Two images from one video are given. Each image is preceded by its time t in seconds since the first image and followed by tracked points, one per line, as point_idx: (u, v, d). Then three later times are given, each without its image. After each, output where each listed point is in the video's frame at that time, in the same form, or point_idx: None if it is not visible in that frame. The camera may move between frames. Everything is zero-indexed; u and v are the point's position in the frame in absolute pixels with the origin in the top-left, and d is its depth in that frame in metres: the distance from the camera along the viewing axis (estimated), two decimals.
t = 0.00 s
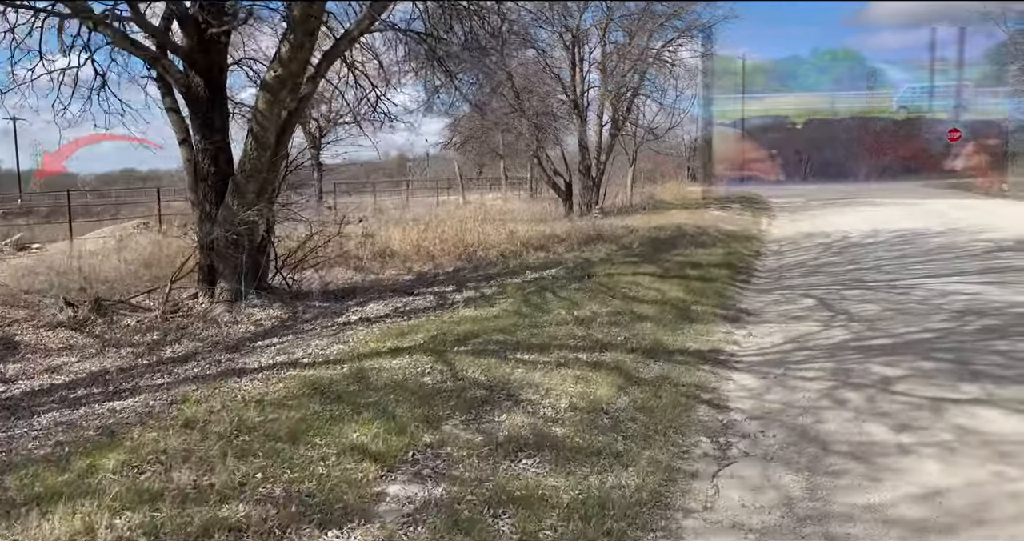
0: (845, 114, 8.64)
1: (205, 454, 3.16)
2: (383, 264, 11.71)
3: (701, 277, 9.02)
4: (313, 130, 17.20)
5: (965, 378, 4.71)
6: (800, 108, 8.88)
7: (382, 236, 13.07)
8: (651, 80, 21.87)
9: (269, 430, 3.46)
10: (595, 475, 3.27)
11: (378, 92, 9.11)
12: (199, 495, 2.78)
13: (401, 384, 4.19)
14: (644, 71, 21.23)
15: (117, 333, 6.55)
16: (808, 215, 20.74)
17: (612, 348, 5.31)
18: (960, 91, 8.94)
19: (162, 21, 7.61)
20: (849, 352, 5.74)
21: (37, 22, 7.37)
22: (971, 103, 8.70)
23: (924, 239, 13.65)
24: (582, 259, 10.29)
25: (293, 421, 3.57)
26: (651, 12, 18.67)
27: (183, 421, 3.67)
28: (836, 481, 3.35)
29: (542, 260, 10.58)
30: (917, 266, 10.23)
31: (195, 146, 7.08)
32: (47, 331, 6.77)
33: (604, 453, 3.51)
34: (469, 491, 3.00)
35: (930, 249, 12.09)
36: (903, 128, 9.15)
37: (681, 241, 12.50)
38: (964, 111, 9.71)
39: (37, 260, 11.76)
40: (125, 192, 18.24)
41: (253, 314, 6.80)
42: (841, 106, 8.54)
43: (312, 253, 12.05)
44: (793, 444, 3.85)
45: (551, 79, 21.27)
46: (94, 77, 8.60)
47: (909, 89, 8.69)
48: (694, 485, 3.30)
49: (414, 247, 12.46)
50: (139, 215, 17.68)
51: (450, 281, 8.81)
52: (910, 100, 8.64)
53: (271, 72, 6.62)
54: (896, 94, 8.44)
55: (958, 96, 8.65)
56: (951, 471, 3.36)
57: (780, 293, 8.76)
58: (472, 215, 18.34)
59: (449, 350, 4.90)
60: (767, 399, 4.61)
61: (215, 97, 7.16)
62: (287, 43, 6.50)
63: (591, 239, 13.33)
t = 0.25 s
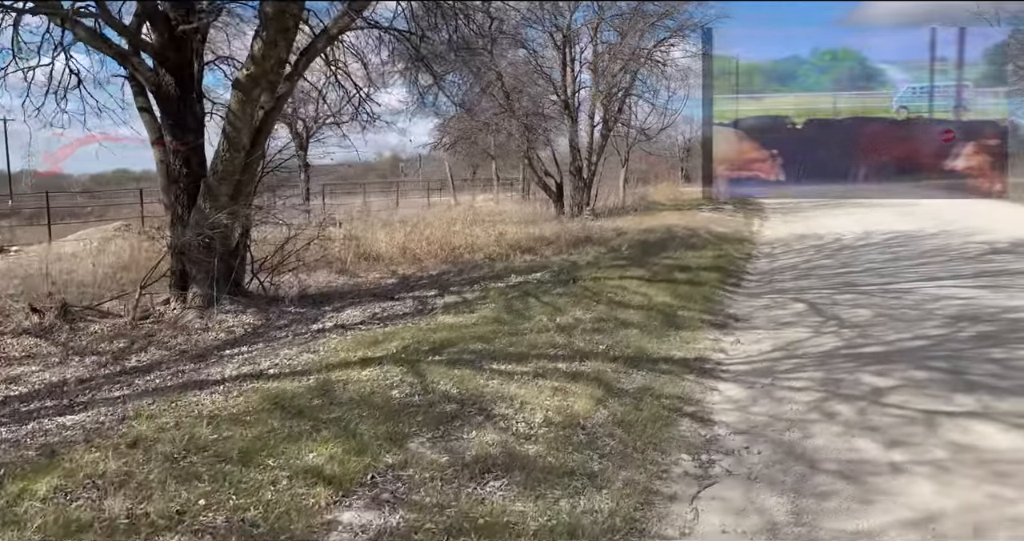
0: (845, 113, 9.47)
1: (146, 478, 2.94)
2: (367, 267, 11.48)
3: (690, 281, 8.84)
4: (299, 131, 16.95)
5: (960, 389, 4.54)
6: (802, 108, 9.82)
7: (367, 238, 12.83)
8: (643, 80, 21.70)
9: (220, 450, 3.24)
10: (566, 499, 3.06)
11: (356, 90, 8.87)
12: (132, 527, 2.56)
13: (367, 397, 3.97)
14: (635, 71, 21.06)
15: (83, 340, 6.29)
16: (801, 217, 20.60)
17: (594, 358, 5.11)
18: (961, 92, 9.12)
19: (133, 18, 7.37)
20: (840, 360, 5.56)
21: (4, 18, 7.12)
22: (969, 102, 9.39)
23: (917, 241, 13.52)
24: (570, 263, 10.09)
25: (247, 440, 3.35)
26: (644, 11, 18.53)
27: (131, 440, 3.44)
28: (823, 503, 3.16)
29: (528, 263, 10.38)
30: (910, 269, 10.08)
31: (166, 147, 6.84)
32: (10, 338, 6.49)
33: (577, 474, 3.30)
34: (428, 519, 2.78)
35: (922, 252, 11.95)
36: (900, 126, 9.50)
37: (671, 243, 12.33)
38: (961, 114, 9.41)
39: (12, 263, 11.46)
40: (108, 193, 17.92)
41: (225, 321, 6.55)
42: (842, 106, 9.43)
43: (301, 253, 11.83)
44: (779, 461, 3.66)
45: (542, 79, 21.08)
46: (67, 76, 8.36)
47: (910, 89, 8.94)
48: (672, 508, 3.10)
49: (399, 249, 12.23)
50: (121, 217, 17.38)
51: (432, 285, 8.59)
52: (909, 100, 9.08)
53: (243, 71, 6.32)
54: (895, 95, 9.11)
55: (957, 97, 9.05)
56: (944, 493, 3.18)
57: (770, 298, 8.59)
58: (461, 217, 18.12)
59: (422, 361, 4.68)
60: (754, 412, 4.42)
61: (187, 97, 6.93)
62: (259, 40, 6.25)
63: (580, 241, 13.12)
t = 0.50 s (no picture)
0: (845, 113, 9.46)
1: (77, 508, 2.72)
2: (352, 271, 11.27)
3: (679, 287, 8.65)
4: (287, 132, 16.74)
5: (953, 402, 4.36)
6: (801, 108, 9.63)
7: (353, 242, 12.62)
8: (636, 82, 21.54)
9: (162, 474, 3.03)
10: (531, 526, 2.86)
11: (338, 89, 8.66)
12: None
13: (329, 414, 3.76)
14: (628, 72, 20.88)
15: (46, 349, 6.05)
16: (795, 219, 20.43)
17: (573, 369, 4.90)
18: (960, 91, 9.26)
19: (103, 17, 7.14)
20: (829, 370, 5.38)
21: None
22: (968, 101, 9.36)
23: (912, 244, 13.35)
24: (558, 267, 9.89)
25: (193, 462, 3.14)
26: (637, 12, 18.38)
27: (70, 462, 3.22)
28: (806, 529, 2.97)
29: (515, 268, 10.18)
30: (903, 274, 9.90)
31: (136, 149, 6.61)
32: None
33: (546, 498, 3.10)
34: None
35: (917, 255, 11.78)
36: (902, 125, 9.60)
37: (662, 247, 12.13)
38: (959, 113, 9.49)
39: None
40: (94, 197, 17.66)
41: (196, 328, 6.33)
42: (842, 106, 9.40)
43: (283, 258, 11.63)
44: (762, 481, 3.46)
45: (534, 80, 20.91)
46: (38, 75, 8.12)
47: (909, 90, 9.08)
48: (644, 535, 2.90)
49: (385, 253, 12.02)
50: (106, 220, 17.14)
51: (415, 290, 8.39)
52: (909, 99, 9.14)
53: (214, 70, 6.07)
54: (895, 96, 9.22)
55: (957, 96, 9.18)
56: (934, 518, 3.01)
57: (761, 303, 8.41)
58: (452, 219, 17.91)
59: (391, 372, 4.46)
60: (737, 427, 4.23)
61: (158, 97, 6.70)
62: (231, 38, 6.01)
63: (570, 245, 12.92)
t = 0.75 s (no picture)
0: (844, 113, 9.60)
1: None
2: (341, 277, 11.06)
3: (673, 295, 8.45)
4: (280, 135, 16.55)
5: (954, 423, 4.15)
6: (801, 108, 9.68)
7: (343, 247, 12.40)
8: (633, 84, 21.35)
9: (104, 509, 2.81)
10: None
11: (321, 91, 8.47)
12: None
13: (294, 437, 3.55)
14: (625, 75, 20.69)
15: (14, 362, 5.82)
16: (794, 223, 20.22)
17: (557, 385, 4.69)
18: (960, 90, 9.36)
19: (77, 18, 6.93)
20: (825, 385, 5.18)
21: None
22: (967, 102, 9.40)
23: (911, 250, 13.14)
24: (550, 274, 9.69)
25: (141, 494, 2.93)
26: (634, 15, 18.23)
27: (9, 493, 3.00)
28: None
29: (507, 274, 9.98)
30: (903, 281, 9.70)
31: (111, 155, 6.40)
32: None
33: (519, 532, 2.89)
34: None
35: (916, 261, 11.59)
36: (904, 125, 9.56)
37: (657, 252, 11.94)
38: (959, 113, 9.47)
39: None
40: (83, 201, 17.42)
41: (170, 339, 6.11)
42: (842, 106, 9.56)
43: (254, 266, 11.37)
44: (751, 511, 3.25)
45: (530, 83, 20.74)
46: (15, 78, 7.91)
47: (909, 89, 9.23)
48: None
49: (375, 259, 11.82)
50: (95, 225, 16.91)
51: (400, 299, 8.19)
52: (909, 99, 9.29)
53: (190, 72, 5.85)
54: (894, 95, 9.39)
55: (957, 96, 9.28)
56: None
57: (756, 312, 8.22)
58: (446, 224, 17.71)
59: (365, 391, 4.24)
60: (727, 448, 4.02)
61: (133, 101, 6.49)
62: (207, 40, 5.80)
63: (563, 250, 12.71)
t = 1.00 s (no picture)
0: (844, 113, 9.42)
1: None
2: (333, 281, 10.86)
3: (670, 300, 8.22)
4: (275, 137, 16.39)
5: (962, 436, 3.94)
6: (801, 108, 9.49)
7: (336, 250, 12.19)
8: (633, 86, 21.15)
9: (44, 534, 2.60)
10: None
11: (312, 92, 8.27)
12: None
13: (261, 452, 3.34)
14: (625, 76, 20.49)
15: None
16: (795, 226, 19.99)
17: (545, 395, 4.48)
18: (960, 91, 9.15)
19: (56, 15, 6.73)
20: (827, 394, 4.96)
21: None
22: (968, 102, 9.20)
23: (915, 252, 12.92)
24: (545, 278, 9.48)
25: (87, 517, 2.73)
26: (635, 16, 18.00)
27: None
28: None
29: (501, 278, 9.78)
30: (906, 284, 9.48)
31: (89, 156, 6.21)
32: None
33: None
34: None
35: (920, 264, 11.36)
36: (905, 124, 9.37)
37: (656, 256, 11.72)
38: (959, 113, 9.24)
39: None
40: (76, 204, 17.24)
41: (148, 345, 5.90)
42: (842, 106, 9.37)
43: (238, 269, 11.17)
44: (747, 533, 3.04)
45: (529, 84, 20.58)
46: None
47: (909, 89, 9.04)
48: None
49: (369, 263, 11.62)
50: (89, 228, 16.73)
51: (389, 304, 7.97)
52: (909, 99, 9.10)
53: (167, 69, 5.65)
54: (894, 95, 9.18)
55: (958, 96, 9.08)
56: None
57: (756, 316, 8.00)
58: (443, 226, 17.53)
59: (341, 401, 4.03)
60: (722, 462, 3.81)
61: (112, 100, 6.29)
62: (185, 36, 5.59)
63: (560, 254, 12.50)
